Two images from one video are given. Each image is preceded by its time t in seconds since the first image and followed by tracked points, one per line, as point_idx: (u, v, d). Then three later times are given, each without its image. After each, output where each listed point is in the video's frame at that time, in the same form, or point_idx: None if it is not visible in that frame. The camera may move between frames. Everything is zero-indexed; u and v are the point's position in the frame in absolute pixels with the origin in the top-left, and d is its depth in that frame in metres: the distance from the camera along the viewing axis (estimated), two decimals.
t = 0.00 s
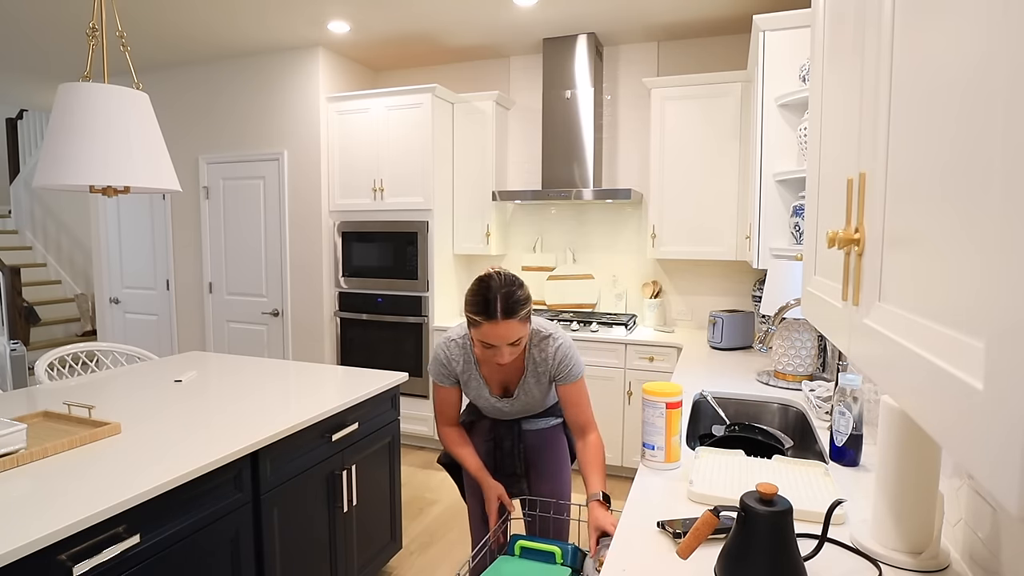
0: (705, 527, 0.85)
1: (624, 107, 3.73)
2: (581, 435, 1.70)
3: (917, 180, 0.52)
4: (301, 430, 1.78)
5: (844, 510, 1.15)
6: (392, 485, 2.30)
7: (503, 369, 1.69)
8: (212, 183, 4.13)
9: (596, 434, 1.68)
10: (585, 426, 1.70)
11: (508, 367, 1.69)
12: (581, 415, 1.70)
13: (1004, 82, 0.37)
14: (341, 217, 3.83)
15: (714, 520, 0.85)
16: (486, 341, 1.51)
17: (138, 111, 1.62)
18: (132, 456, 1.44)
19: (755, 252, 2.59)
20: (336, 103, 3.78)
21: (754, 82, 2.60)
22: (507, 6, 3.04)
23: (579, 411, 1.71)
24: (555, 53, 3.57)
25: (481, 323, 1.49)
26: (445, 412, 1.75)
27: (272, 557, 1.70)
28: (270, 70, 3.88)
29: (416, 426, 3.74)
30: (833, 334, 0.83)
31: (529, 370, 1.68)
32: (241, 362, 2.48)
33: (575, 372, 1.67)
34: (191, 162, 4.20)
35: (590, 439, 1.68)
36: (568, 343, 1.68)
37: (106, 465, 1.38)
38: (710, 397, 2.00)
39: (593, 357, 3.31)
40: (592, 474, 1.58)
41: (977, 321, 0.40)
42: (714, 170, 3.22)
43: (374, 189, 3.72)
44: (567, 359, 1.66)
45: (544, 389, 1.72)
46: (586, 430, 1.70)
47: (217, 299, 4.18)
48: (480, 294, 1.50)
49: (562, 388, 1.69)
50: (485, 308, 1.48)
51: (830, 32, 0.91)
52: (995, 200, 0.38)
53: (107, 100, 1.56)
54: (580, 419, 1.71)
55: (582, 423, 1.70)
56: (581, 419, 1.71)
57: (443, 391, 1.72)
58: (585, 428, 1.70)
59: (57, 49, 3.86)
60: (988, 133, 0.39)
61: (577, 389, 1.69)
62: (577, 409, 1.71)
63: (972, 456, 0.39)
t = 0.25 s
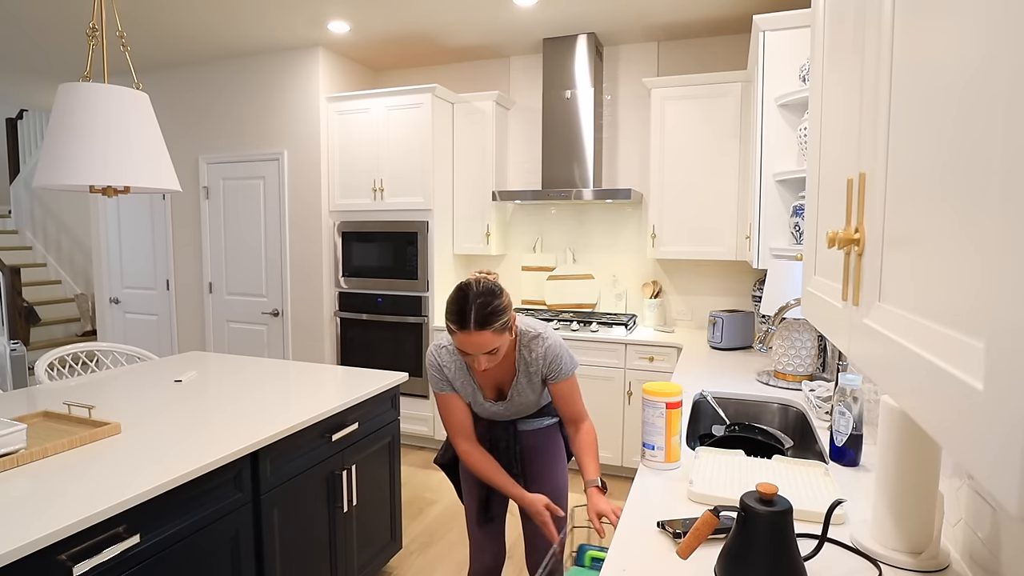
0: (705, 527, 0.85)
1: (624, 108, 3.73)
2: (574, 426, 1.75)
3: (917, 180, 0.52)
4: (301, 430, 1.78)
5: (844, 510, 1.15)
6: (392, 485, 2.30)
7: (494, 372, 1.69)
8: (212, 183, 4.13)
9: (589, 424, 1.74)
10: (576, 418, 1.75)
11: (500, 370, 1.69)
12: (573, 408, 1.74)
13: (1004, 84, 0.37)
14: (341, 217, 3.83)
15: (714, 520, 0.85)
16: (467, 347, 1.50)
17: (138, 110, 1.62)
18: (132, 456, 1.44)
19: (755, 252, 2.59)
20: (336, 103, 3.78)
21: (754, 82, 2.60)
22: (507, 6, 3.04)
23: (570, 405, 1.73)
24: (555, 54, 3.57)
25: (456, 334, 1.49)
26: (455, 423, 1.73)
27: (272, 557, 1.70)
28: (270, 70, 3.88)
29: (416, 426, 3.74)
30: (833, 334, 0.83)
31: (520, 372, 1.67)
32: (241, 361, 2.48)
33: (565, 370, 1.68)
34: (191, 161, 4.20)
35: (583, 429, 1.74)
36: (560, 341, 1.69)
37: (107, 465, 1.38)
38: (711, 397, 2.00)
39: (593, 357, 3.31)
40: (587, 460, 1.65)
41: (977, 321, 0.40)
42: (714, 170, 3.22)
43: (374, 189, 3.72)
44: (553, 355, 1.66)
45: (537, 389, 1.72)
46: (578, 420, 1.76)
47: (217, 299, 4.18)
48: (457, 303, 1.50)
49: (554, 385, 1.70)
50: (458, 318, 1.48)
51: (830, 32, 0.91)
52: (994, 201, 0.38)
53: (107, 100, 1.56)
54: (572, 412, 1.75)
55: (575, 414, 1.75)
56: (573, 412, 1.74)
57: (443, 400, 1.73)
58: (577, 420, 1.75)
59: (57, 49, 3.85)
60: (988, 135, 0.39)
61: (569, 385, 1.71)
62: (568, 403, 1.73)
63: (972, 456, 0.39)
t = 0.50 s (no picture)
0: (705, 527, 0.85)
1: (624, 107, 3.73)
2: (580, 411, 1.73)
3: (917, 180, 0.52)
4: (301, 429, 1.78)
5: (844, 510, 1.15)
6: (392, 485, 2.30)
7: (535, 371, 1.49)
8: (212, 183, 4.13)
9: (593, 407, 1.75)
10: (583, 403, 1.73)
11: (539, 368, 1.49)
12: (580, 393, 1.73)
13: (1003, 84, 0.37)
14: (341, 217, 3.83)
15: (714, 520, 0.85)
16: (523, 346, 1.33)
17: (139, 110, 1.62)
18: (132, 456, 1.44)
19: (755, 252, 2.59)
20: (336, 103, 3.78)
21: (754, 82, 2.60)
22: (507, 6, 3.04)
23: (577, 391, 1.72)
24: (555, 54, 3.57)
25: (537, 324, 1.27)
26: (497, 432, 1.42)
27: (272, 557, 1.70)
28: (270, 70, 3.88)
29: (416, 426, 3.75)
30: (833, 334, 0.83)
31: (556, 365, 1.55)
32: (241, 361, 2.48)
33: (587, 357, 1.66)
34: (191, 161, 4.20)
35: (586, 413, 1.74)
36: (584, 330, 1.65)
37: (107, 465, 1.38)
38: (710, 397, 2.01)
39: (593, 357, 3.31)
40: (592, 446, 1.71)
41: (975, 320, 0.40)
42: (714, 170, 3.22)
43: (374, 189, 3.72)
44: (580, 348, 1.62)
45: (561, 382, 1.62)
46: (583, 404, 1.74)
47: (217, 299, 4.18)
48: (538, 292, 1.27)
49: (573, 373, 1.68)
50: (544, 308, 1.26)
51: (830, 32, 0.92)
52: (994, 201, 0.38)
53: (106, 100, 1.56)
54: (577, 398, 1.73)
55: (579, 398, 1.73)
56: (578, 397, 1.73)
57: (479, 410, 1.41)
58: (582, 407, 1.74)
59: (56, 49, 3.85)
60: (989, 136, 0.39)
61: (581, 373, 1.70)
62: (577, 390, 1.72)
63: (972, 456, 0.39)
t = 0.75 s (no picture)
0: (705, 527, 0.85)
1: (624, 107, 3.73)
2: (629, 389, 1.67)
3: (917, 179, 0.52)
4: (301, 429, 1.78)
5: (844, 510, 1.15)
6: (392, 485, 2.30)
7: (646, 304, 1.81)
8: (212, 183, 4.13)
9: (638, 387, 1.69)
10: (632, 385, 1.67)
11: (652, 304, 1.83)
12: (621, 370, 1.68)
13: (1002, 83, 0.37)
14: (341, 217, 3.83)
15: (714, 520, 0.85)
16: (679, 265, 1.77)
17: (138, 110, 1.62)
18: (132, 456, 1.44)
19: (754, 252, 2.59)
20: (336, 103, 3.78)
21: (754, 82, 2.60)
22: (507, 6, 3.05)
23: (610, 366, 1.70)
24: (555, 54, 3.57)
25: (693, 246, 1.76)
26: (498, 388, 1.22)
27: (272, 558, 1.70)
28: (270, 70, 3.88)
29: (416, 426, 3.75)
30: (833, 334, 0.83)
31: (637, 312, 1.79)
32: (241, 361, 2.48)
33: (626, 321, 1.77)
34: (191, 162, 4.20)
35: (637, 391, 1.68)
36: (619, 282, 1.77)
37: (107, 465, 1.38)
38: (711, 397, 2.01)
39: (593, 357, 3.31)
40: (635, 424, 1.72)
41: (975, 321, 0.40)
42: (714, 170, 3.22)
43: (374, 189, 3.72)
44: (629, 313, 1.77)
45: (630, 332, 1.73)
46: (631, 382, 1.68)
47: (217, 299, 4.18)
48: (689, 225, 1.78)
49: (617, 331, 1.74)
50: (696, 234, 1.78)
51: (830, 32, 0.92)
52: (994, 200, 0.38)
53: (106, 100, 1.56)
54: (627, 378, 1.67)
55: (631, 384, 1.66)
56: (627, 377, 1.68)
57: (606, 323, 1.72)
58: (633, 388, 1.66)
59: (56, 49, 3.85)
60: (988, 136, 0.39)
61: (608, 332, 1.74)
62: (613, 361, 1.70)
63: (971, 456, 0.39)
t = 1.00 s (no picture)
0: (704, 527, 0.85)
1: (625, 107, 3.73)
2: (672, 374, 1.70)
3: (917, 179, 0.52)
4: (301, 430, 1.78)
5: (844, 510, 1.15)
6: (392, 485, 2.30)
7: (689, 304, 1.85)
8: (212, 183, 4.13)
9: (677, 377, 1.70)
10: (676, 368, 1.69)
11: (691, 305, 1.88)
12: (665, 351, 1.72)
13: (1003, 81, 0.37)
14: (341, 217, 3.83)
15: (714, 520, 0.85)
16: (723, 272, 1.81)
17: (138, 110, 1.62)
18: (132, 456, 1.44)
19: (754, 252, 2.58)
20: (336, 103, 3.78)
21: (754, 82, 2.60)
22: (507, 6, 3.05)
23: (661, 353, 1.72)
24: (555, 54, 3.57)
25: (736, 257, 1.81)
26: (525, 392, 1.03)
27: (271, 558, 1.70)
28: (270, 70, 3.88)
29: (416, 426, 3.75)
30: (833, 334, 0.83)
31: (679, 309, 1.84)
32: (241, 361, 2.48)
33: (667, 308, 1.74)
34: (191, 162, 4.20)
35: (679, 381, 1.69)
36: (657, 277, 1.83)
37: (106, 465, 1.38)
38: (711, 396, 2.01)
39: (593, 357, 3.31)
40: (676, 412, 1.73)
41: (975, 320, 0.40)
42: (714, 170, 3.22)
43: (374, 189, 3.72)
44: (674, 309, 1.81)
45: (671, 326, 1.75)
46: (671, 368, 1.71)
47: (217, 299, 4.18)
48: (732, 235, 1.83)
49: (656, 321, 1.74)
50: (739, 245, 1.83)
51: (830, 32, 0.91)
52: (995, 199, 0.38)
53: (106, 100, 1.56)
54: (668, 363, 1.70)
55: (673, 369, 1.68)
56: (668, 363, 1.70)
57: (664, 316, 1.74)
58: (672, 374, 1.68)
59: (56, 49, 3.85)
60: (988, 134, 0.39)
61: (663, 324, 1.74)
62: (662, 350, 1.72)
63: (971, 456, 0.39)
